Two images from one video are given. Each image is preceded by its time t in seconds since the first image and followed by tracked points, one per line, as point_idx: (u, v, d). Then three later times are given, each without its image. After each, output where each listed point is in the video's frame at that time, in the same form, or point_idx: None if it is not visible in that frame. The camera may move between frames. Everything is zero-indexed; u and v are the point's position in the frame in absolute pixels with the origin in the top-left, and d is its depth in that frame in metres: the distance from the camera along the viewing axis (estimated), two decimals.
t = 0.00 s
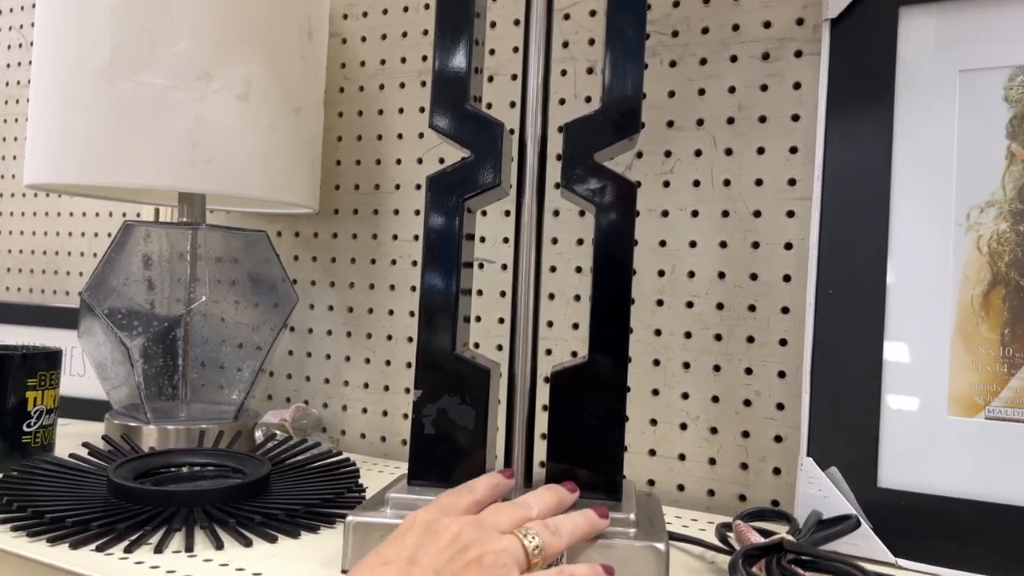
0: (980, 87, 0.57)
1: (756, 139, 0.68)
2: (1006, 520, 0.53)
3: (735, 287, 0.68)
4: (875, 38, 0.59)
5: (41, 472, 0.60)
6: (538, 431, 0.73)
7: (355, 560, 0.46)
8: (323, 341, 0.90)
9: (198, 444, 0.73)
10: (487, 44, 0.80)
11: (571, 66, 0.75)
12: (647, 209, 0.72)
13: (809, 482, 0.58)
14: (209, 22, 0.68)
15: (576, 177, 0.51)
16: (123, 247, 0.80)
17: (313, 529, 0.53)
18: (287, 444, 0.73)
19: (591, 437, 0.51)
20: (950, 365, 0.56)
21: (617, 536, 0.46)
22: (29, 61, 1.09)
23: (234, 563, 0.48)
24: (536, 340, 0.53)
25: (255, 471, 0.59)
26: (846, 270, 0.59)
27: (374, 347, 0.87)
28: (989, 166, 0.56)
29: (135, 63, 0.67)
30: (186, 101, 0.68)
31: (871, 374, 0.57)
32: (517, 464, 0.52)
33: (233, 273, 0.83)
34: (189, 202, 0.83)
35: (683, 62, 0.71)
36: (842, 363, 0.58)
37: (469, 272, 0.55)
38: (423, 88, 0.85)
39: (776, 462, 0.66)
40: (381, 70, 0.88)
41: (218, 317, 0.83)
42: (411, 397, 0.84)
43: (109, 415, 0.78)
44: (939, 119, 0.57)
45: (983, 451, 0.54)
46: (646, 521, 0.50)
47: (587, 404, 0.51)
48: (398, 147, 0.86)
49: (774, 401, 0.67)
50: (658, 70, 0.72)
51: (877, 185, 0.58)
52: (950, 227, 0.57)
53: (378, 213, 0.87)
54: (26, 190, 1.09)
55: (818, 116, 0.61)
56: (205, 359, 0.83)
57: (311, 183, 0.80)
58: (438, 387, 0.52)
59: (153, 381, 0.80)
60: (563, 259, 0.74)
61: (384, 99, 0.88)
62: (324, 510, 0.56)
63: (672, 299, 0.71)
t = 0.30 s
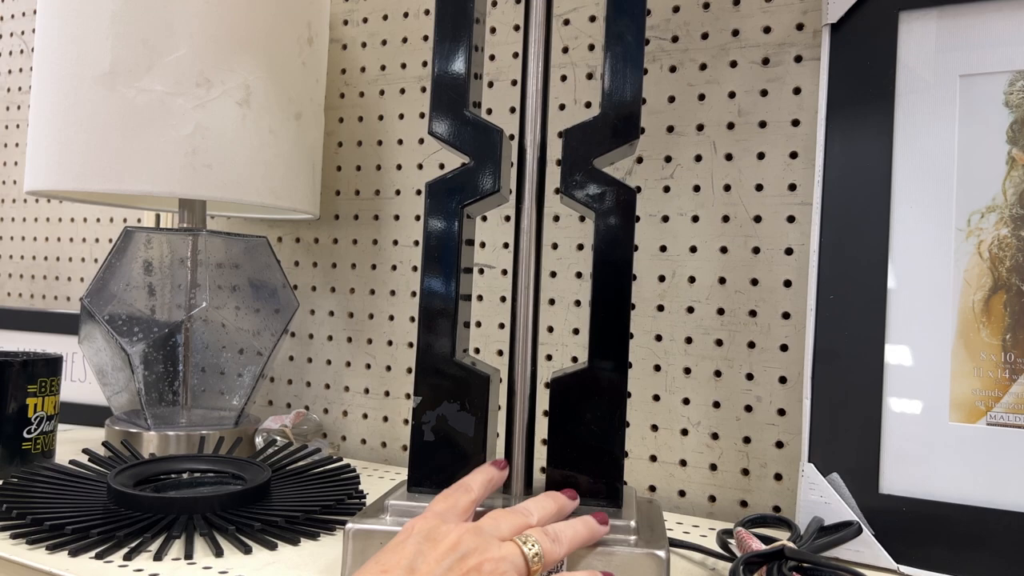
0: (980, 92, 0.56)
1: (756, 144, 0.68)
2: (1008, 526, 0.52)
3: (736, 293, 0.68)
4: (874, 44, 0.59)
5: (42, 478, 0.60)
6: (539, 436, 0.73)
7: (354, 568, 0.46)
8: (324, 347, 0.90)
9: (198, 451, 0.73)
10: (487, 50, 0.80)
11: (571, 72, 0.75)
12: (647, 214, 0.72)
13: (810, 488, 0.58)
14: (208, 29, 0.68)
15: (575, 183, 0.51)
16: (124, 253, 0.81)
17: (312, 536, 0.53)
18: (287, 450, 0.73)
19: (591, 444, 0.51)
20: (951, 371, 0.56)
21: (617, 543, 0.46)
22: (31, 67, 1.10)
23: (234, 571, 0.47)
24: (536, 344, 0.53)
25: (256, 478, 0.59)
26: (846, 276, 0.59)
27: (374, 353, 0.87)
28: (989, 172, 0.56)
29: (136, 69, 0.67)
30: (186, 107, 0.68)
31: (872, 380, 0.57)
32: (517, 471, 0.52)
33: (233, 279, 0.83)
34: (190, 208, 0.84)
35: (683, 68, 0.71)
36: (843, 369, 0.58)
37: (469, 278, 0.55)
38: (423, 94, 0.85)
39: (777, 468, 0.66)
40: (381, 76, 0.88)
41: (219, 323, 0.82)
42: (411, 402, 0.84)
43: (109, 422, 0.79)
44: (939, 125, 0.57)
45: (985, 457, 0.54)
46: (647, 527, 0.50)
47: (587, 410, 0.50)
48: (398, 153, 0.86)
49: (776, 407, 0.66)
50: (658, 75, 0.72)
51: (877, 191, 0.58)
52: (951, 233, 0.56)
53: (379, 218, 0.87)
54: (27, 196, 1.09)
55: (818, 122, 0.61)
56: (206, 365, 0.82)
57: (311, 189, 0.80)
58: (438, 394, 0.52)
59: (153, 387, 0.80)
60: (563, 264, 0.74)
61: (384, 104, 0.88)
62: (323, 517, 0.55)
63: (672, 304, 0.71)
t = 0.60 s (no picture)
0: (983, 91, 0.56)
1: (757, 145, 0.68)
2: (1012, 529, 0.52)
3: (737, 294, 0.68)
4: (876, 44, 0.59)
5: (41, 481, 0.59)
6: (540, 438, 0.72)
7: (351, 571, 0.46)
8: (325, 349, 0.90)
9: (199, 453, 0.73)
10: (487, 51, 0.80)
11: (571, 73, 0.75)
12: (648, 215, 0.72)
13: (811, 491, 0.58)
14: (208, 30, 0.68)
15: (575, 184, 0.51)
16: (125, 255, 0.81)
17: (311, 539, 0.53)
18: (287, 452, 0.73)
19: (591, 446, 0.50)
20: (953, 373, 0.55)
21: (617, 546, 0.45)
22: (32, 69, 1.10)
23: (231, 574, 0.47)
24: (535, 346, 0.53)
25: (255, 480, 0.59)
26: (847, 277, 0.58)
27: (375, 354, 0.87)
28: (992, 172, 0.56)
29: (135, 71, 0.67)
30: (185, 109, 0.67)
31: (874, 381, 0.57)
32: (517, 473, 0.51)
33: (234, 280, 0.83)
34: (190, 209, 0.83)
35: (684, 68, 0.71)
36: (844, 371, 0.58)
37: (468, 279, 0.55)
38: (423, 95, 0.85)
39: (779, 470, 0.66)
40: (381, 78, 0.88)
41: (219, 325, 0.82)
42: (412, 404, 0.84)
43: (110, 424, 0.78)
44: (941, 124, 0.57)
45: (988, 459, 0.54)
46: (647, 530, 0.49)
47: (586, 413, 0.50)
48: (399, 154, 0.86)
49: (777, 408, 0.66)
50: (659, 75, 0.72)
51: (879, 191, 0.58)
52: (953, 233, 0.56)
53: (379, 220, 0.87)
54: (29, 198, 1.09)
55: (819, 122, 0.61)
56: (205, 367, 0.82)
57: (311, 191, 0.80)
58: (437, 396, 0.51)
59: (154, 389, 0.80)
60: (564, 265, 0.74)
61: (385, 106, 0.88)
62: (322, 520, 0.55)
63: (673, 305, 0.70)
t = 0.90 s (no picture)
0: (986, 86, 0.56)
1: (758, 141, 0.67)
2: (1016, 526, 0.52)
3: (739, 291, 0.68)
4: (878, 38, 0.59)
5: (40, 479, 0.59)
6: (541, 436, 0.72)
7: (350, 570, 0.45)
8: (325, 347, 0.90)
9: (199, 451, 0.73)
10: (487, 48, 0.79)
11: (572, 69, 0.75)
12: (649, 212, 0.72)
13: (814, 488, 0.57)
14: (207, 27, 0.68)
15: (576, 179, 0.50)
16: (124, 254, 0.80)
17: (310, 537, 0.52)
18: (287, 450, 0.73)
19: (592, 443, 0.49)
20: (957, 369, 0.55)
21: (617, 544, 0.44)
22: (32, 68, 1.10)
23: (229, 572, 0.47)
24: (535, 343, 0.52)
25: (254, 478, 0.59)
26: (850, 274, 0.58)
27: (376, 353, 0.86)
28: (996, 167, 0.55)
29: (134, 68, 0.67)
30: (184, 106, 0.67)
31: (877, 378, 0.56)
32: (517, 471, 0.51)
33: (234, 279, 0.83)
34: (190, 208, 0.83)
35: (685, 64, 0.71)
36: (847, 368, 0.57)
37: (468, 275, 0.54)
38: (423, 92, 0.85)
39: (781, 468, 0.65)
40: (381, 75, 0.88)
41: (219, 324, 0.82)
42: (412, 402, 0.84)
43: (110, 423, 0.78)
44: (945, 119, 0.56)
45: (993, 456, 0.53)
46: (648, 527, 0.49)
47: (586, 410, 0.49)
48: (399, 152, 0.86)
49: (779, 406, 0.66)
50: (660, 72, 0.72)
51: (882, 186, 0.57)
52: (957, 229, 0.56)
53: (379, 217, 0.87)
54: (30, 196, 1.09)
55: (821, 118, 0.60)
56: (206, 365, 0.82)
57: (311, 188, 0.80)
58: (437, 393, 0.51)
59: (154, 388, 0.79)
60: (565, 262, 0.74)
61: (385, 103, 0.88)
62: (322, 518, 0.55)
63: (674, 303, 0.70)
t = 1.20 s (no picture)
0: (990, 85, 0.56)
1: (760, 140, 0.67)
2: (1019, 528, 0.51)
3: (741, 291, 0.67)
4: (881, 37, 0.58)
5: (41, 479, 0.59)
6: (543, 435, 0.72)
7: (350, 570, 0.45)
8: (326, 346, 0.90)
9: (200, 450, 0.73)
10: (489, 47, 0.79)
11: (574, 68, 0.75)
12: (651, 211, 0.71)
13: (816, 489, 0.57)
14: (208, 25, 0.68)
15: (577, 177, 0.50)
16: (125, 253, 0.80)
17: (311, 537, 0.52)
18: (288, 449, 0.72)
19: (594, 443, 0.49)
20: (961, 370, 0.55)
21: (619, 544, 0.44)
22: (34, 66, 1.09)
23: (230, 572, 0.47)
24: (537, 342, 0.52)
25: (256, 478, 0.59)
26: (853, 274, 0.58)
27: (377, 352, 0.86)
28: (999, 166, 0.55)
29: (135, 67, 0.66)
30: (185, 105, 0.67)
31: (880, 378, 0.56)
32: (519, 471, 0.50)
33: (236, 278, 0.83)
34: (191, 207, 0.83)
35: (688, 63, 0.70)
36: (850, 368, 0.57)
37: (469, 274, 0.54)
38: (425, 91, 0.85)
39: (783, 468, 0.65)
40: (383, 74, 0.88)
41: (221, 323, 0.82)
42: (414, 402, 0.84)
43: (111, 422, 0.78)
44: (948, 119, 0.56)
45: (996, 457, 0.53)
46: (650, 527, 0.48)
47: (589, 411, 0.49)
48: (400, 151, 0.86)
49: (782, 406, 0.65)
50: (662, 71, 0.72)
51: (885, 186, 0.57)
52: (961, 229, 0.56)
53: (381, 217, 0.87)
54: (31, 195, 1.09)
55: (824, 117, 0.60)
56: (206, 364, 0.82)
57: (312, 187, 0.80)
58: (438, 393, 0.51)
59: (155, 387, 0.79)
60: (566, 262, 0.74)
61: (386, 102, 0.87)
62: (323, 518, 0.55)
63: (676, 302, 0.70)
